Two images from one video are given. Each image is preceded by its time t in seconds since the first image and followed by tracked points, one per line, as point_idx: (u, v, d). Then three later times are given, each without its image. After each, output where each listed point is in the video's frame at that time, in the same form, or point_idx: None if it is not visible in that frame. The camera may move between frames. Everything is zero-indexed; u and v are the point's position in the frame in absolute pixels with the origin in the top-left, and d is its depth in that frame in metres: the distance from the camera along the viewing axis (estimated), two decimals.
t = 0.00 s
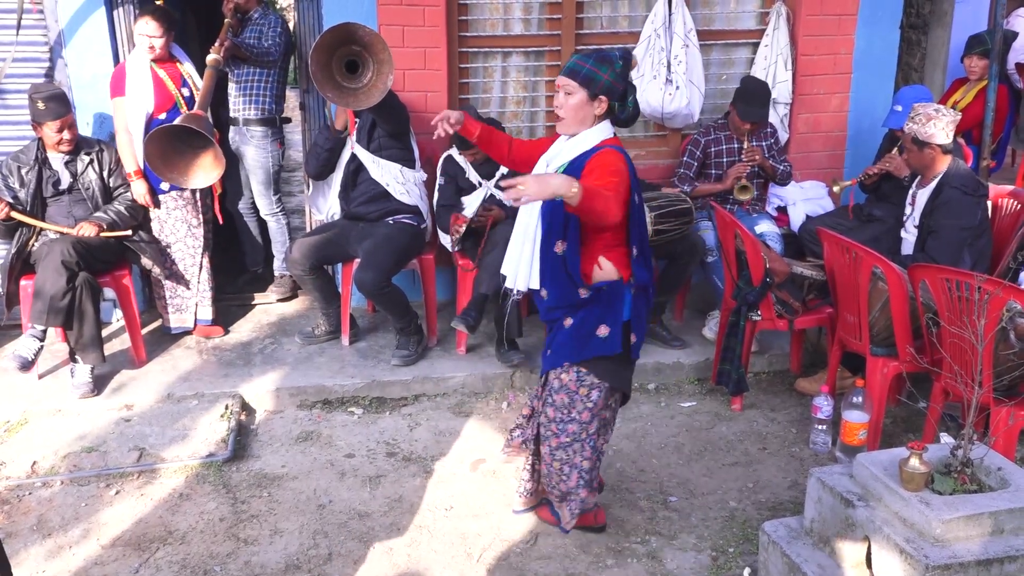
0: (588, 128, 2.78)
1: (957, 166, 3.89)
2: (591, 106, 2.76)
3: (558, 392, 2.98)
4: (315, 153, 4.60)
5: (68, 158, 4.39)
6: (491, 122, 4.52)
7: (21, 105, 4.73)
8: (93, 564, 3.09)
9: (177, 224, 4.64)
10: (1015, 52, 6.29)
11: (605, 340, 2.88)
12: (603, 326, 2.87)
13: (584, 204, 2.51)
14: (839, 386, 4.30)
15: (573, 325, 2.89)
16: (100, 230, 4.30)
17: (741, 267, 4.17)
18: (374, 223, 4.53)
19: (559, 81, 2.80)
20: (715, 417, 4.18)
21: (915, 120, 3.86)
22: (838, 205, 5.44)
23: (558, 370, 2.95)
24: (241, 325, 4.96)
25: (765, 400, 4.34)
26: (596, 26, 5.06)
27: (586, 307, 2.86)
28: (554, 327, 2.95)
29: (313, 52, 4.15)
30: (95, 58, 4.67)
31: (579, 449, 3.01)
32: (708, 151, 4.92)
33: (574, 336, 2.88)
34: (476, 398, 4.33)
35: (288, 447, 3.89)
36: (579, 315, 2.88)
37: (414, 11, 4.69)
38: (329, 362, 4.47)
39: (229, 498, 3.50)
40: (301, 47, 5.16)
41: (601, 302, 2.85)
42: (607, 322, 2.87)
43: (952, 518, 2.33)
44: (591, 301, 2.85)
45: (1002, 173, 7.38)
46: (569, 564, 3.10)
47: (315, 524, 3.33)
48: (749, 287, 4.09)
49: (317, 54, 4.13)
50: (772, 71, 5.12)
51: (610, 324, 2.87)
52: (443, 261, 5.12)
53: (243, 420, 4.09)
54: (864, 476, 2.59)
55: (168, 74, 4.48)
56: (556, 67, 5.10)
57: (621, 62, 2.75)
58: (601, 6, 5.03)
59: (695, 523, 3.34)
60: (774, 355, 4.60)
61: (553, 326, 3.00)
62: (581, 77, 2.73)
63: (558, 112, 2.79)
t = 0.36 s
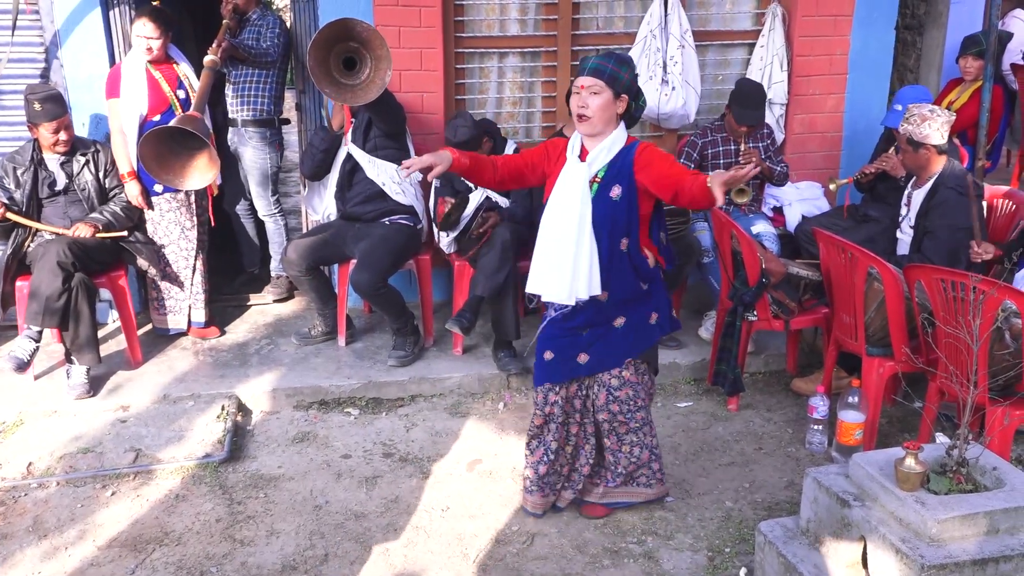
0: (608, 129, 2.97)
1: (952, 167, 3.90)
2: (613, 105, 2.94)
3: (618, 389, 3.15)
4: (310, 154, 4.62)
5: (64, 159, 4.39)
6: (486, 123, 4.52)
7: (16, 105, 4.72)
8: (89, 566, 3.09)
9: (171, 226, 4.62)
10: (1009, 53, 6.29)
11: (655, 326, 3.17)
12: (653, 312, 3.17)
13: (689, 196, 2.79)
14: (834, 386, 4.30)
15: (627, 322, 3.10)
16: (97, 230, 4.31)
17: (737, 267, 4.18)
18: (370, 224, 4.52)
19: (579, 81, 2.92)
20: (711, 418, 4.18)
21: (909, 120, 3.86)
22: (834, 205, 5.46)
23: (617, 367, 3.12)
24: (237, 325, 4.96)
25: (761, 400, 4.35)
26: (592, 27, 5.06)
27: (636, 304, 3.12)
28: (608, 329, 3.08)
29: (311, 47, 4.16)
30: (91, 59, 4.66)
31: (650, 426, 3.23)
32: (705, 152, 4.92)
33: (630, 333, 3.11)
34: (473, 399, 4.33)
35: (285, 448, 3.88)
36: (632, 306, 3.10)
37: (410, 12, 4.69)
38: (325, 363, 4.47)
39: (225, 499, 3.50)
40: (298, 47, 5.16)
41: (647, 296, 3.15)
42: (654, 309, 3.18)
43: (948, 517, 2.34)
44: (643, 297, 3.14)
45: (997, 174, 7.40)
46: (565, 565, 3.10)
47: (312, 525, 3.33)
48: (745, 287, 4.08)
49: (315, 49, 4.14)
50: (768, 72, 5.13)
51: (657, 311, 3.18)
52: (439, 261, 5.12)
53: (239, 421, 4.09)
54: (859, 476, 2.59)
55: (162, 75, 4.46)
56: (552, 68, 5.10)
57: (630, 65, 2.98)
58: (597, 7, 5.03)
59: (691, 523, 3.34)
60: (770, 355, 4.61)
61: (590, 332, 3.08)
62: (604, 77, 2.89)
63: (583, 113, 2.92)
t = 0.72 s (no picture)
0: (631, 121, 3.01)
1: (949, 167, 3.91)
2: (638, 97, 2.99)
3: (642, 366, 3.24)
4: (309, 154, 4.61)
5: (62, 159, 4.39)
6: (484, 123, 4.52)
7: (14, 106, 4.71)
8: (86, 566, 3.09)
9: (170, 228, 4.54)
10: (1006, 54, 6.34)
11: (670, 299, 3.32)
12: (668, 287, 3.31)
13: (721, 170, 3.10)
14: (833, 387, 4.31)
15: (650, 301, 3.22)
16: (94, 230, 4.31)
17: (735, 268, 4.18)
18: (369, 224, 4.51)
19: (606, 75, 2.95)
20: (709, 418, 4.18)
21: (907, 121, 3.87)
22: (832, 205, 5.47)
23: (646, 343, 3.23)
24: (235, 326, 4.96)
25: (759, 401, 4.35)
26: (590, 28, 5.07)
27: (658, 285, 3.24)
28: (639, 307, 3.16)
29: (309, 51, 4.16)
30: (90, 60, 4.67)
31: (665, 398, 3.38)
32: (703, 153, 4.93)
33: (654, 310, 3.24)
34: (471, 399, 4.33)
35: (283, 448, 3.88)
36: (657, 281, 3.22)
37: (408, 13, 4.69)
38: (323, 363, 4.47)
39: (222, 499, 3.49)
40: (297, 47, 5.17)
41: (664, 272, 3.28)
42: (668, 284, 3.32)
43: (945, 517, 2.35)
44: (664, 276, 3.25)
45: (995, 175, 7.41)
46: (564, 565, 3.10)
47: (310, 526, 3.33)
48: (743, 287, 4.07)
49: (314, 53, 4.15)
50: (766, 72, 5.13)
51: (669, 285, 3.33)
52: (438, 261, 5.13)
53: (237, 422, 4.08)
54: (858, 477, 2.60)
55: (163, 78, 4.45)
56: (550, 69, 5.10)
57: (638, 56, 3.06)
58: (595, 7, 5.03)
59: (689, 524, 3.35)
60: (768, 355, 4.61)
61: (620, 319, 3.14)
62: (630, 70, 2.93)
63: (614, 106, 2.94)
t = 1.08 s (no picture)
0: (642, 120, 3.12)
1: (945, 167, 3.91)
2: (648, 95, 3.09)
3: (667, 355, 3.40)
4: (306, 154, 4.62)
5: (58, 160, 4.39)
6: (481, 124, 4.52)
7: (9, 106, 4.70)
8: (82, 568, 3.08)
9: (171, 233, 4.57)
10: (1003, 54, 6.45)
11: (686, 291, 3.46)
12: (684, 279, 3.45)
13: (725, 140, 3.31)
14: (829, 386, 4.32)
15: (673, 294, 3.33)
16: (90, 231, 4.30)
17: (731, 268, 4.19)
18: (365, 224, 4.51)
19: (617, 80, 3.05)
20: (706, 418, 4.19)
21: (902, 122, 3.89)
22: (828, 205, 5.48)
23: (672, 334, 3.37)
24: (232, 326, 4.96)
25: (756, 400, 4.36)
26: (586, 28, 5.07)
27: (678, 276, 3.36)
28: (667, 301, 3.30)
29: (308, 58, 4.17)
30: (86, 60, 4.67)
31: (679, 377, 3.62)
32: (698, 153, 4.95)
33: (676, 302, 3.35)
34: (468, 400, 4.33)
35: (279, 449, 3.88)
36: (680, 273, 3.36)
37: (405, 13, 4.69)
38: (320, 364, 4.47)
39: (219, 500, 3.49)
40: (293, 50, 5.20)
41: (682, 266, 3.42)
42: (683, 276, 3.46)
43: (941, 517, 2.35)
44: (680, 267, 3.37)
45: (991, 175, 7.43)
46: (560, 565, 3.10)
47: (306, 526, 3.33)
48: (739, 288, 4.08)
49: (315, 61, 4.16)
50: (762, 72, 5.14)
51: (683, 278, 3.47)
52: (435, 261, 5.13)
53: (234, 422, 4.08)
54: (854, 476, 2.60)
55: (161, 79, 4.45)
56: (547, 69, 5.10)
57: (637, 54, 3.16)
58: (592, 8, 5.03)
59: (686, 524, 3.35)
60: (765, 355, 4.62)
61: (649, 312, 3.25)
62: (639, 71, 3.02)
63: (627, 108, 3.04)
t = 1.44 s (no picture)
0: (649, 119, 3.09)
1: (945, 166, 3.90)
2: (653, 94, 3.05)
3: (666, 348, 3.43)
4: (305, 153, 4.60)
5: (57, 158, 4.41)
6: (481, 123, 4.52)
7: (9, 105, 4.71)
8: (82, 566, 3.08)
9: (165, 233, 4.54)
10: (1004, 53, 6.46)
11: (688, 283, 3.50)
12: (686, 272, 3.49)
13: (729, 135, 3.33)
14: (829, 386, 4.32)
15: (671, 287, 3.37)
16: (90, 230, 4.35)
17: (731, 267, 4.19)
18: (365, 223, 4.51)
19: (619, 87, 3.01)
20: (706, 417, 4.19)
21: (902, 121, 3.87)
22: (828, 204, 5.49)
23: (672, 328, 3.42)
24: (231, 325, 4.96)
25: (756, 399, 4.36)
26: (586, 27, 5.07)
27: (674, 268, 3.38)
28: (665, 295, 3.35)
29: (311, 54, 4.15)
30: (86, 59, 4.66)
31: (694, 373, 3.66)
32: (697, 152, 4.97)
33: (675, 294, 3.38)
34: (467, 399, 4.33)
35: (279, 448, 3.88)
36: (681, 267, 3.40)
37: (404, 12, 4.69)
38: (319, 363, 4.46)
39: (219, 499, 3.49)
40: (292, 48, 5.24)
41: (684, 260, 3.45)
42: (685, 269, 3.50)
43: (941, 516, 2.35)
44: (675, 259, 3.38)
45: (992, 174, 7.42)
46: (560, 564, 3.10)
47: (306, 525, 3.33)
48: (739, 287, 4.08)
49: (319, 57, 4.15)
50: (762, 72, 5.14)
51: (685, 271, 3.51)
52: (436, 261, 5.12)
53: (233, 421, 4.08)
54: (854, 475, 2.60)
55: (160, 78, 4.44)
56: (547, 68, 5.10)
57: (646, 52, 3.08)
58: (592, 6, 5.03)
59: (685, 523, 3.35)
60: (764, 354, 4.62)
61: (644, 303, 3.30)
62: (643, 76, 2.99)
63: (633, 115, 3.02)
